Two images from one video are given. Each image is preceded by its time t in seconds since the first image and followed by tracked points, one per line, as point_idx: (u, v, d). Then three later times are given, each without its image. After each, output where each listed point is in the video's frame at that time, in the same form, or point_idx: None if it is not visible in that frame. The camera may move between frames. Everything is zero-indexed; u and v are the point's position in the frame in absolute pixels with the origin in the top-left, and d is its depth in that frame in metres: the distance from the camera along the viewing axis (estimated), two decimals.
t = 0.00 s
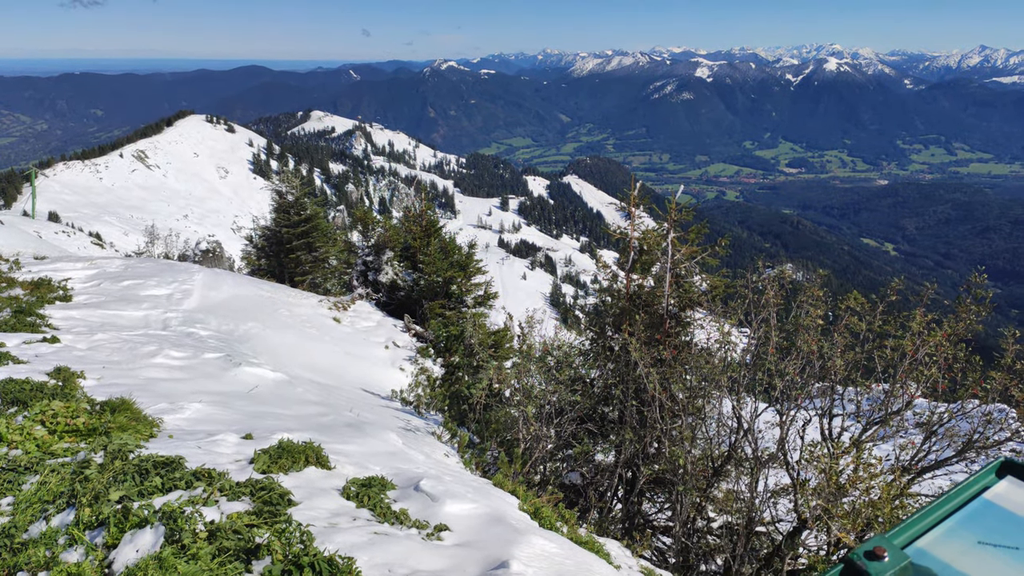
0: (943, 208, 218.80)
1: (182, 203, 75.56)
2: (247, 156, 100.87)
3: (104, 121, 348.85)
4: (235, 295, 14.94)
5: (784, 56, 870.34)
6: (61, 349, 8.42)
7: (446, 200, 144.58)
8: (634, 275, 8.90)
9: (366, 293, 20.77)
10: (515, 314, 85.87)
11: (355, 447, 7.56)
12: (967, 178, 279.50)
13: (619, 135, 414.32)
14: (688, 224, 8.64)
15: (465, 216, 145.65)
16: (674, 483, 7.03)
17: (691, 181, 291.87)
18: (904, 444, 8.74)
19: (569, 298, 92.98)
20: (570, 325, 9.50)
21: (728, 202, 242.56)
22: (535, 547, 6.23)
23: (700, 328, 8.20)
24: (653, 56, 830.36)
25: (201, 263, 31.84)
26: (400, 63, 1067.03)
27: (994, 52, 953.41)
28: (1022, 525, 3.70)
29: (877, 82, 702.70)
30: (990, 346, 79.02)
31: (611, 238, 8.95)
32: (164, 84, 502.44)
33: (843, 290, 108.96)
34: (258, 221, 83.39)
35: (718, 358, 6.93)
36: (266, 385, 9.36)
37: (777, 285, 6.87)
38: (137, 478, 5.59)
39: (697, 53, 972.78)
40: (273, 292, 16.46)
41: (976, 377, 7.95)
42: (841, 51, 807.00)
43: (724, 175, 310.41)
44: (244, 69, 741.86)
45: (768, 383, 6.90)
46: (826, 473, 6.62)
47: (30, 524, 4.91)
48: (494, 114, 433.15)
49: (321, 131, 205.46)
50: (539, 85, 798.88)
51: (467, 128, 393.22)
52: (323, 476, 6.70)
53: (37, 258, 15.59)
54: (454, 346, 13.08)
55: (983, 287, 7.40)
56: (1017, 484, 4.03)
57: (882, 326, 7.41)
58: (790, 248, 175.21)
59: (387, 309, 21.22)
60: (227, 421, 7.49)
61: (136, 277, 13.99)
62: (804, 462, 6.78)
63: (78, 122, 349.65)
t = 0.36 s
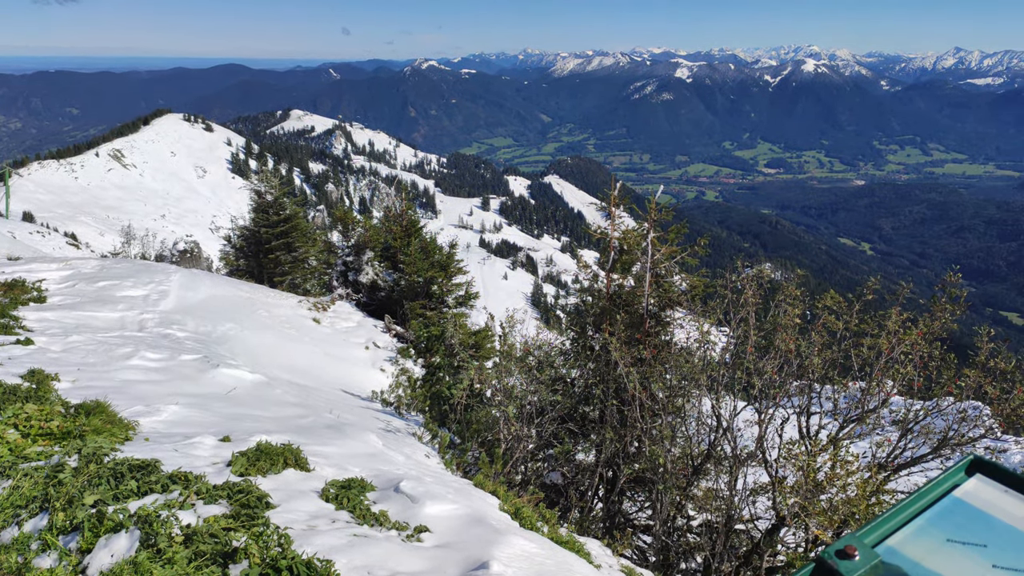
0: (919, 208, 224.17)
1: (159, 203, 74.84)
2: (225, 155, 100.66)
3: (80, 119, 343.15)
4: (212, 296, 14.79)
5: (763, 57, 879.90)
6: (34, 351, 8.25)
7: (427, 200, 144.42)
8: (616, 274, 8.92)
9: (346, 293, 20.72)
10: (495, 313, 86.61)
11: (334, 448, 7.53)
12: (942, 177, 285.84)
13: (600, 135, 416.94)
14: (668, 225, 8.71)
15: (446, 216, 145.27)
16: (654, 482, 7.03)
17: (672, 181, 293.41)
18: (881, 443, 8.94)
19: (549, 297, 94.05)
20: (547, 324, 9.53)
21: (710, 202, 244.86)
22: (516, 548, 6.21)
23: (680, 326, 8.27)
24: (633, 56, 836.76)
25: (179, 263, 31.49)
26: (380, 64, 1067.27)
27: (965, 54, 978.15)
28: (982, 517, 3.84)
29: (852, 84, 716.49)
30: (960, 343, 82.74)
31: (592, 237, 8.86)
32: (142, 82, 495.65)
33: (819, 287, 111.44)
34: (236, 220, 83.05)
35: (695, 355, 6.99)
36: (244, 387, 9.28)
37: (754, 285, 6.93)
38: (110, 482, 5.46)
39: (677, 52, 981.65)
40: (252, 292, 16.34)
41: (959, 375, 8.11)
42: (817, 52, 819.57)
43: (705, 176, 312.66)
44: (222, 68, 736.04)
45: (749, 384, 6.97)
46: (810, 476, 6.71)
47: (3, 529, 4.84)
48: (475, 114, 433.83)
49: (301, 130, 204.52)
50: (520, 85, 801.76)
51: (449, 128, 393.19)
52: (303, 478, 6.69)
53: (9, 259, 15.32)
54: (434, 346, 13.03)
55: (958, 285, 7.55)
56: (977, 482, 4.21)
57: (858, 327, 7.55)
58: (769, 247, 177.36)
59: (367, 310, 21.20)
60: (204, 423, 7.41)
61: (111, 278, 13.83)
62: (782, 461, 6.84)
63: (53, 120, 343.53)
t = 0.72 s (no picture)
0: (860, 205, 239.76)
1: (100, 203, 71.96)
2: (170, 153, 99.97)
3: (15, 116, 327.02)
4: (157, 297, 14.39)
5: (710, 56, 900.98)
6: None
7: (379, 198, 142.55)
8: (568, 272, 8.93)
9: (296, 293, 20.51)
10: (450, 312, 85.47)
11: (285, 450, 7.41)
12: (879, 175, 300.12)
13: (553, 133, 421.72)
14: (620, 222, 8.86)
15: (399, 215, 143.83)
16: (606, 477, 7.15)
17: (624, 179, 295.62)
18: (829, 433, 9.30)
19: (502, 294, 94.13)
20: (502, 321, 9.59)
21: (658, 200, 250.16)
22: (469, 547, 6.16)
23: (631, 323, 8.40)
24: (582, 55, 845.38)
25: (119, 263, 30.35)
26: (331, 60, 1056.57)
27: (897, 56, 1029.97)
28: (906, 506, 4.04)
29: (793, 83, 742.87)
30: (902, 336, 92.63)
31: (545, 235, 8.80)
32: (81, 79, 475.19)
33: (767, 284, 114.07)
34: (181, 220, 80.98)
35: (647, 352, 7.08)
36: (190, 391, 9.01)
37: (703, 281, 7.05)
38: (48, 491, 5.24)
39: (627, 52, 993.31)
40: (198, 294, 15.93)
41: (909, 365, 8.52)
42: (761, 53, 845.41)
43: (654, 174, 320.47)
44: (166, 64, 715.03)
45: (702, 382, 7.12)
46: (764, 469, 6.98)
47: None
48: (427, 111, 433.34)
49: (247, 128, 201.62)
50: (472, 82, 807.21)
51: (401, 126, 393.00)
52: (249, 482, 6.54)
53: None
54: (387, 345, 12.85)
55: (897, 277, 7.95)
56: (907, 475, 4.39)
57: (806, 320, 7.85)
58: (718, 244, 182.51)
59: (318, 310, 21.08)
60: (148, 427, 7.22)
61: (48, 280, 13.33)
62: (729, 453, 7.02)
63: None
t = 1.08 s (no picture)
0: (794, 209, 253.23)
1: (26, 209, 69.52)
2: (101, 156, 98.09)
3: None
4: (87, 307, 13.97)
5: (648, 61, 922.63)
6: None
7: (320, 203, 141.36)
8: (512, 276, 8.88)
9: (236, 301, 20.33)
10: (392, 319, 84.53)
11: (223, 463, 7.28)
12: (809, 181, 317.47)
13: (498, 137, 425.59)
14: (562, 223, 9.03)
15: (340, 220, 142.73)
16: (553, 480, 7.16)
17: (566, 182, 296.73)
18: (766, 430, 9.68)
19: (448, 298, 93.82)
20: (444, 324, 9.70)
21: (601, 203, 255.62)
22: (413, 555, 6.07)
23: (574, 325, 8.55)
24: (525, 60, 852.49)
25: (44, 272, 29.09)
26: (269, 61, 1038.74)
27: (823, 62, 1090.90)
28: (821, 504, 4.15)
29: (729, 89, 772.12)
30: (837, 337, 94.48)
31: (488, 240, 8.75)
32: None
33: (706, 285, 117.08)
34: (115, 226, 78.74)
35: (592, 352, 7.17)
36: (121, 404, 8.73)
37: (645, 284, 7.26)
38: None
39: (569, 58, 1005.00)
40: (132, 302, 15.44)
41: (846, 360, 8.99)
42: (696, 60, 874.42)
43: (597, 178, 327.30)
44: (90, 65, 684.41)
45: (643, 381, 7.32)
46: (707, 465, 7.30)
47: None
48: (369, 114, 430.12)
49: (183, 131, 198.20)
50: (415, 85, 808.79)
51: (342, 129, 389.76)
52: (186, 497, 6.36)
53: None
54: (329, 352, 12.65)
55: (828, 277, 8.48)
56: (824, 468, 4.55)
57: (741, 320, 8.21)
58: (659, 247, 188.19)
59: (258, 317, 20.94)
60: (77, 443, 6.94)
61: None
62: (672, 451, 7.16)
63: None
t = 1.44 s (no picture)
0: (739, 212, 268.10)
1: None
2: (38, 168, 97.22)
3: None
4: (24, 325, 13.98)
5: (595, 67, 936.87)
6: None
7: (268, 212, 141.59)
8: (464, 283, 8.89)
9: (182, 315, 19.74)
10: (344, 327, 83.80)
11: (167, 483, 7.10)
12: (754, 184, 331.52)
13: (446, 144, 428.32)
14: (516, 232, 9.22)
15: (289, 229, 143.99)
16: (508, 486, 7.20)
17: (517, 188, 298.33)
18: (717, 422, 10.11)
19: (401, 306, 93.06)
20: (398, 335, 9.61)
21: (552, 209, 260.15)
22: (365, 568, 5.97)
23: (528, 331, 8.57)
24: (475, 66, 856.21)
25: None
26: (211, 69, 1024.57)
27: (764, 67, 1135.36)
28: (754, 505, 4.24)
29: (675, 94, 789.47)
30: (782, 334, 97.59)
31: (441, 247, 8.72)
32: None
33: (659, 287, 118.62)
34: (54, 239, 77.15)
35: (544, 358, 7.36)
36: (61, 423, 8.50)
37: (595, 289, 7.63)
38: None
39: (518, 65, 1009.72)
40: (71, 318, 15.19)
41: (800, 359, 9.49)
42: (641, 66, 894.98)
43: (548, 184, 331.24)
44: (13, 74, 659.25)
45: (594, 385, 7.66)
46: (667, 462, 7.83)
47: None
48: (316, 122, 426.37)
49: (123, 141, 194.68)
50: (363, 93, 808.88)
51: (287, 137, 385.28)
52: (129, 516, 6.17)
53: None
54: (279, 364, 12.59)
55: (774, 279, 8.98)
56: (758, 467, 4.64)
57: (690, 324, 8.68)
58: (611, 251, 192.41)
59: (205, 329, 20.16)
60: (16, 465, 6.71)
61: None
62: (625, 452, 7.31)
63: None
